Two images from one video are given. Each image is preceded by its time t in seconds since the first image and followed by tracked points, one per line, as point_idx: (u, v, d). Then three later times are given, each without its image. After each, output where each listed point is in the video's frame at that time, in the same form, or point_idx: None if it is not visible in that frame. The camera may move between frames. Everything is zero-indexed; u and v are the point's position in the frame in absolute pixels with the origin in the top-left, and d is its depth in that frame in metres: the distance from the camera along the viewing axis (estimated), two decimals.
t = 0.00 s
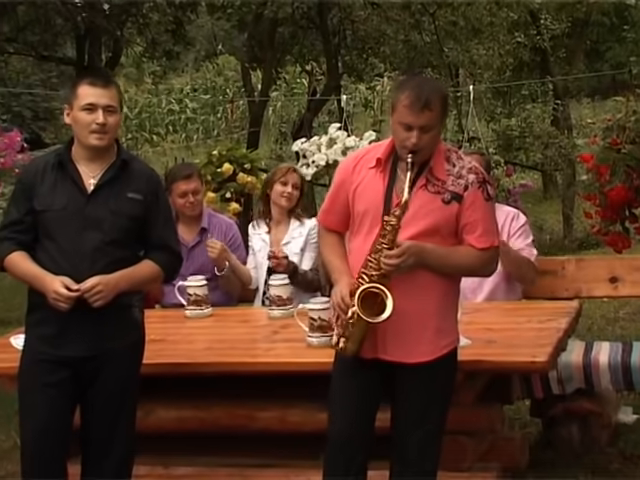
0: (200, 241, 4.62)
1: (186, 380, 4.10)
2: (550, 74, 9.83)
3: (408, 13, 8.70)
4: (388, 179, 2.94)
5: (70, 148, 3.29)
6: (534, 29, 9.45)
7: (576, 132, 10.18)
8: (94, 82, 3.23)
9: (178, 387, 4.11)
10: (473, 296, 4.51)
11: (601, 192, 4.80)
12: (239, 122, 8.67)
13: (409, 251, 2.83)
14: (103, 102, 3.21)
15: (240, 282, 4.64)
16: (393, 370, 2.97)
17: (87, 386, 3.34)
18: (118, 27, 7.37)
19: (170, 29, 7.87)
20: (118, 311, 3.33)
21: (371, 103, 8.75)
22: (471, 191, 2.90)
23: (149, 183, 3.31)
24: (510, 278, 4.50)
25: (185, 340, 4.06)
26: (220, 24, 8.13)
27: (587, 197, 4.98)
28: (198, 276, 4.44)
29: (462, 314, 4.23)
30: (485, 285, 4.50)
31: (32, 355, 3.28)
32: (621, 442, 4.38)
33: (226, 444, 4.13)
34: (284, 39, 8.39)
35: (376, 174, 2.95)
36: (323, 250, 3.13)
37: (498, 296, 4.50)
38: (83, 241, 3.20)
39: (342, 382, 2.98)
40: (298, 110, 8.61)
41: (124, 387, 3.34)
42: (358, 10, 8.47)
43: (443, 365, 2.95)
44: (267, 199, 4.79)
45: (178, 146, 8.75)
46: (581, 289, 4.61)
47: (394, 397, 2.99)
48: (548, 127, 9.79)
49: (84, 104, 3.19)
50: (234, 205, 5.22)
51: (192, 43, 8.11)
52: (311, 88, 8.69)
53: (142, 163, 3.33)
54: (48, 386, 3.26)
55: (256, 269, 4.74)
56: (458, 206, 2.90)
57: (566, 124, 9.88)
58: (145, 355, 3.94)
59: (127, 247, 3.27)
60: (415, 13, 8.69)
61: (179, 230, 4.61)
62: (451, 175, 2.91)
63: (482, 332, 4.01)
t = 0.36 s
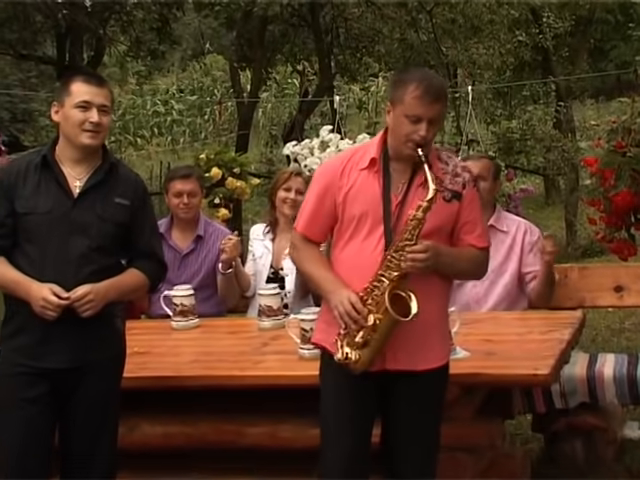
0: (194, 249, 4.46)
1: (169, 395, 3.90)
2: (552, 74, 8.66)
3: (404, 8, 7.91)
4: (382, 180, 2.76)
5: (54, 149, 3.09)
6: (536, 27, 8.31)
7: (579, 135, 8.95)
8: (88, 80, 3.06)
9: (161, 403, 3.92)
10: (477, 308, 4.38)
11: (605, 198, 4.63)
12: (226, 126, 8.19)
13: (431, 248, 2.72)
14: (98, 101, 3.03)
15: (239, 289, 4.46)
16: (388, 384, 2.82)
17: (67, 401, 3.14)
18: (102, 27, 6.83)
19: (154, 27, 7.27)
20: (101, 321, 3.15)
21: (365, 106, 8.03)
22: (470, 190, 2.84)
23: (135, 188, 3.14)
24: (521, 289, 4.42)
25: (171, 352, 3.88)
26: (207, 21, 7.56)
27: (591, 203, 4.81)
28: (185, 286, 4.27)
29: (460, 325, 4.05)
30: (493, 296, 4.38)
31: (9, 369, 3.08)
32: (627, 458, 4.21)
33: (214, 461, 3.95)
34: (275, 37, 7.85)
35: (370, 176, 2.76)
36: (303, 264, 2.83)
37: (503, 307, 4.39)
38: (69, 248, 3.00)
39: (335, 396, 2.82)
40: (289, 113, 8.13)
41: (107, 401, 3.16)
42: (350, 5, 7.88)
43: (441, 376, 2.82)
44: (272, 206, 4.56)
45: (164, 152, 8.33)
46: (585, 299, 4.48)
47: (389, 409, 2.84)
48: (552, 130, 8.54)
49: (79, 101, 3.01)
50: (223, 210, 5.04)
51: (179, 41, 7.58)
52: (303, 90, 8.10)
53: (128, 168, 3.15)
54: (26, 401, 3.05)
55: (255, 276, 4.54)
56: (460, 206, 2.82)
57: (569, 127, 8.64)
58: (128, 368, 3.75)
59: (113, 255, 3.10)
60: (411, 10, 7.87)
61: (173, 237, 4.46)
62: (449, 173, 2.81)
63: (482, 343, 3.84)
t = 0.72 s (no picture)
0: (180, 256, 4.31)
1: (156, 410, 3.73)
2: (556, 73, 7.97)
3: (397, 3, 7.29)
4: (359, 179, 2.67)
5: (39, 154, 2.91)
6: (538, 25, 7.71)
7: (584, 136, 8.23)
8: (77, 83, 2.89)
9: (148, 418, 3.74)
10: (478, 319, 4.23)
11: (611, 202, 4.53)
12: (215, 127, 7.58)
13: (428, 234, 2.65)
14: (88, 104, 2.87)
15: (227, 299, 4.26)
16: (371, 394, 2.70)
17: (49, 418, 2.95)
18: (85, 24, 6.50)
19: (140, 24, 6.79)
20: (88, 335, 2.97)
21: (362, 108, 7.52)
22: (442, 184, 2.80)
23: (120, 195, 2.96)
24: (522, 301, 4.28)
25: (157, 365, 3.71)
26: (195, 18, 6.99)
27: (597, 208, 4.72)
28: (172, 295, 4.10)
29: (460, 336, 3.88)
30: (495, 308, 4.24)
31: None
32: (634, 474, 4.05)
33: (204, 478, 3.79)
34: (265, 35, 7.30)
35: (345, 177, 2.67)
36: (282, 277, 2.68)
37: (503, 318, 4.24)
38: (53, 257, 2.82)
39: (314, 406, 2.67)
40: (281, 113, 7.67)
41: (92, 418, 2.96)
42: None
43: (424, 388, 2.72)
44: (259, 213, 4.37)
45: (149, 153, 7.59)
46: (590, 309, 4.34)
47: (371, 420, 2.71)
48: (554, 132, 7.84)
49: (69, 104, 2.84)
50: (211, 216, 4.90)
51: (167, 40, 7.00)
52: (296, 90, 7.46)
53: (112, 175, 2.98)
54: (5, 417, 2.87)
55: (243, 284, 4.36)
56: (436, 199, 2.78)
57: (573, 129, 7.93)
58: (113, 381, 3.58)
59: (98, 265, 2.92)
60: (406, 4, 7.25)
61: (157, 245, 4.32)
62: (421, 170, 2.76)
63: (482, 354, 3.67)
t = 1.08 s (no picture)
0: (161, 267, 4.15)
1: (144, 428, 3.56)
2: (562, 76, 7.47)
3: (394, 1, 6.72)
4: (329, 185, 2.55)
5: (9, 160, 2.75)
6: (544, 25, 7.16)
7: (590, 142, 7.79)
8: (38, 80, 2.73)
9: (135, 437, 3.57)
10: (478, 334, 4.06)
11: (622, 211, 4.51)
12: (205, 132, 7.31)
13: (369, 197, 2.38)
14: (53, 101, 2.70)
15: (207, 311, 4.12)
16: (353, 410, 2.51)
17: (30, 436, 2.77)
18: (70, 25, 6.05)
19: (127, 24, 6.29)
20: (69, 348, 2.79)
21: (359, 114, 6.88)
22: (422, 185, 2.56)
23: (99, 198, 2.78)
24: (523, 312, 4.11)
25: (145, 381, 3.53)
26: (185, 18, 6.52)
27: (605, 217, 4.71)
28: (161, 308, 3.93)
29: (463, 350, 3.71)
30: (495, 320, 4.05)
31: None
32: None
33: None
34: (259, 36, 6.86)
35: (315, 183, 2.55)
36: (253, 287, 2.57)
37: (506, 333, 4.07)
38: (30, 266, 2.64)
39: (291, 426, 2.49)
40: (275, 118, 7.31)
41: (75, 435, 2.78)
42: None
43: (408, 402, 2.52)
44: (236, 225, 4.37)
45: (137, 160, 7.29)
46: (600, 323, 4.20)
47: (355, 438, 2.53)
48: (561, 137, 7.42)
49: (32, 103, 2.68)
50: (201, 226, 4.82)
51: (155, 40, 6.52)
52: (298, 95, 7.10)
53: (90, 177, 2.81)
54: None
55: (226, 296, 4.26)
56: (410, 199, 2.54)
57: (581, 134, 7.56)
58: (98, 398, 3.40)
59: (78, 273, 2.74)
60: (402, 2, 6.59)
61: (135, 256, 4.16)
62: (397, 169, 2.55)
63: (486, 370, 3.50)
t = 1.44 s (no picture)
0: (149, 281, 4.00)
1: (133, 448, 3.39)
2: (571, 79, 6.96)
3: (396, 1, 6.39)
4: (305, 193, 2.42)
5: None
6: (552, 25, 6.65)
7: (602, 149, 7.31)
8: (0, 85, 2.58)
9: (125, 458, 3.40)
10: (480, 350, 3.88)
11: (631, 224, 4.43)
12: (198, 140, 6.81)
13: (329, 197, 2.23)
14: (12, 106, 2.54)
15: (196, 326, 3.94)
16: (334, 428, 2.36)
17: (12, 460, 2.61)
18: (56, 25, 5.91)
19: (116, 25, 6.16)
20: (52, 365, 2.62)
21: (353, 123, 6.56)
22: (403, 193, 2.38)
23: (79, 205, 2.62)
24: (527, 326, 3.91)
25: (134, 399, 3.36)
26: (176, 18, 6.32)
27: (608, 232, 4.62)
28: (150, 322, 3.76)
29: (467, 367, 3.54)
30: (499, 334, 3.86)
31: None
32: None
33: None
34: (255, 37, 6.45)
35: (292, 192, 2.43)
36: (233, 300, 2.47)
37: (508, 347, 3.87)
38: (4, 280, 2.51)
39: (271, 445, 2.38)
40: (270, 122, 6.85)
41: (59, 460, 2.60)
42: None
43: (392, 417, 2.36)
44: (221, 238, 4.30)
45: (126, 167, 6.94)
46: (610, 338, 4.04)
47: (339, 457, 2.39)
48: (570, 144, 6.80)
49: None
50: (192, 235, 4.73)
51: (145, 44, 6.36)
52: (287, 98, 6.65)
53: (71, 183, 2.65)
54: None
55: (219, 312, 4.13)
56: (388, 209, 2.38)
57: (590, 140, 7.02)
58: (84, 418, 3.23)
59: (59, 285, 2.59)
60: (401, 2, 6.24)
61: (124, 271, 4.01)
62: (381, 176, 2.39)
63: (491, 388, 3.33)
